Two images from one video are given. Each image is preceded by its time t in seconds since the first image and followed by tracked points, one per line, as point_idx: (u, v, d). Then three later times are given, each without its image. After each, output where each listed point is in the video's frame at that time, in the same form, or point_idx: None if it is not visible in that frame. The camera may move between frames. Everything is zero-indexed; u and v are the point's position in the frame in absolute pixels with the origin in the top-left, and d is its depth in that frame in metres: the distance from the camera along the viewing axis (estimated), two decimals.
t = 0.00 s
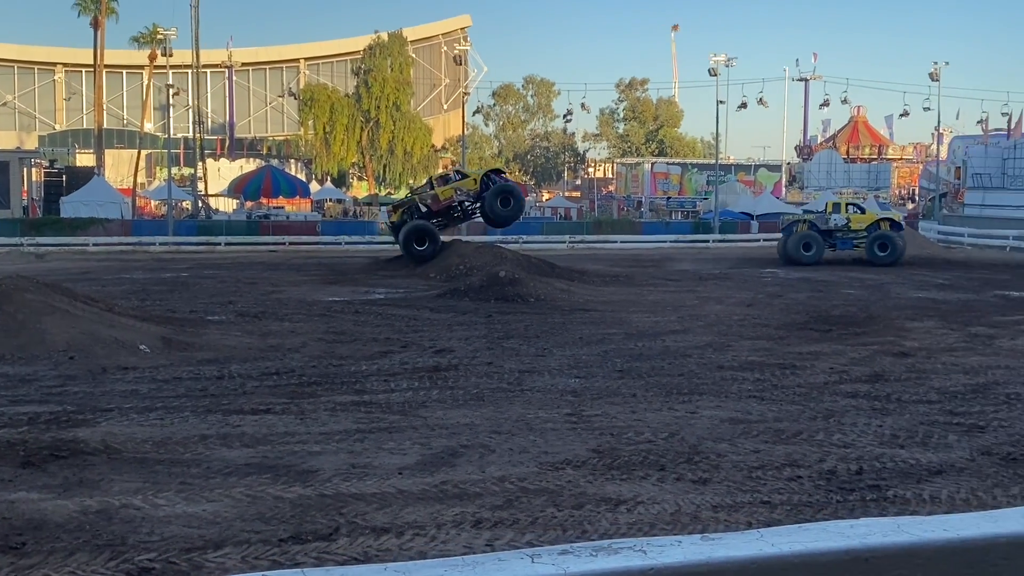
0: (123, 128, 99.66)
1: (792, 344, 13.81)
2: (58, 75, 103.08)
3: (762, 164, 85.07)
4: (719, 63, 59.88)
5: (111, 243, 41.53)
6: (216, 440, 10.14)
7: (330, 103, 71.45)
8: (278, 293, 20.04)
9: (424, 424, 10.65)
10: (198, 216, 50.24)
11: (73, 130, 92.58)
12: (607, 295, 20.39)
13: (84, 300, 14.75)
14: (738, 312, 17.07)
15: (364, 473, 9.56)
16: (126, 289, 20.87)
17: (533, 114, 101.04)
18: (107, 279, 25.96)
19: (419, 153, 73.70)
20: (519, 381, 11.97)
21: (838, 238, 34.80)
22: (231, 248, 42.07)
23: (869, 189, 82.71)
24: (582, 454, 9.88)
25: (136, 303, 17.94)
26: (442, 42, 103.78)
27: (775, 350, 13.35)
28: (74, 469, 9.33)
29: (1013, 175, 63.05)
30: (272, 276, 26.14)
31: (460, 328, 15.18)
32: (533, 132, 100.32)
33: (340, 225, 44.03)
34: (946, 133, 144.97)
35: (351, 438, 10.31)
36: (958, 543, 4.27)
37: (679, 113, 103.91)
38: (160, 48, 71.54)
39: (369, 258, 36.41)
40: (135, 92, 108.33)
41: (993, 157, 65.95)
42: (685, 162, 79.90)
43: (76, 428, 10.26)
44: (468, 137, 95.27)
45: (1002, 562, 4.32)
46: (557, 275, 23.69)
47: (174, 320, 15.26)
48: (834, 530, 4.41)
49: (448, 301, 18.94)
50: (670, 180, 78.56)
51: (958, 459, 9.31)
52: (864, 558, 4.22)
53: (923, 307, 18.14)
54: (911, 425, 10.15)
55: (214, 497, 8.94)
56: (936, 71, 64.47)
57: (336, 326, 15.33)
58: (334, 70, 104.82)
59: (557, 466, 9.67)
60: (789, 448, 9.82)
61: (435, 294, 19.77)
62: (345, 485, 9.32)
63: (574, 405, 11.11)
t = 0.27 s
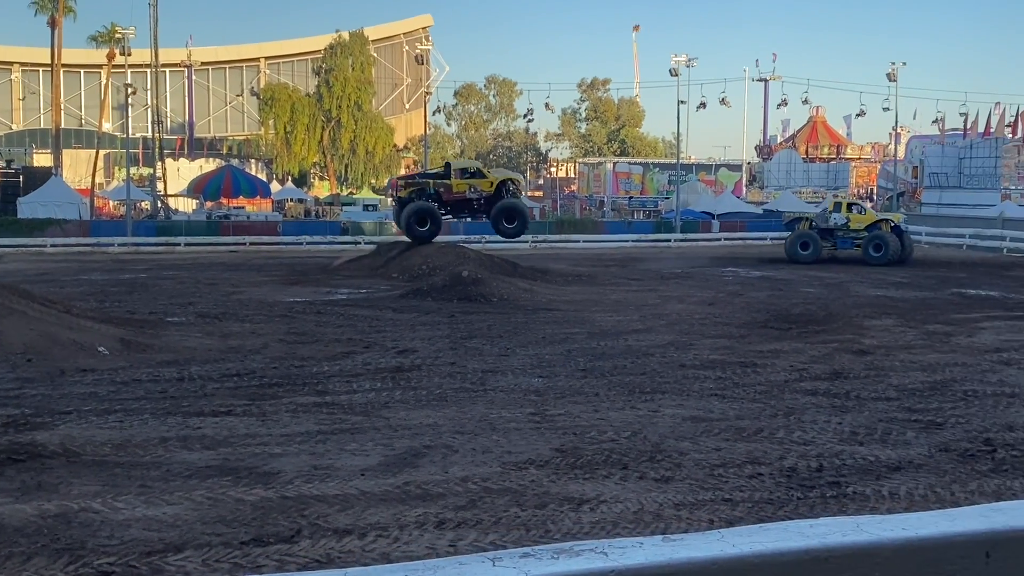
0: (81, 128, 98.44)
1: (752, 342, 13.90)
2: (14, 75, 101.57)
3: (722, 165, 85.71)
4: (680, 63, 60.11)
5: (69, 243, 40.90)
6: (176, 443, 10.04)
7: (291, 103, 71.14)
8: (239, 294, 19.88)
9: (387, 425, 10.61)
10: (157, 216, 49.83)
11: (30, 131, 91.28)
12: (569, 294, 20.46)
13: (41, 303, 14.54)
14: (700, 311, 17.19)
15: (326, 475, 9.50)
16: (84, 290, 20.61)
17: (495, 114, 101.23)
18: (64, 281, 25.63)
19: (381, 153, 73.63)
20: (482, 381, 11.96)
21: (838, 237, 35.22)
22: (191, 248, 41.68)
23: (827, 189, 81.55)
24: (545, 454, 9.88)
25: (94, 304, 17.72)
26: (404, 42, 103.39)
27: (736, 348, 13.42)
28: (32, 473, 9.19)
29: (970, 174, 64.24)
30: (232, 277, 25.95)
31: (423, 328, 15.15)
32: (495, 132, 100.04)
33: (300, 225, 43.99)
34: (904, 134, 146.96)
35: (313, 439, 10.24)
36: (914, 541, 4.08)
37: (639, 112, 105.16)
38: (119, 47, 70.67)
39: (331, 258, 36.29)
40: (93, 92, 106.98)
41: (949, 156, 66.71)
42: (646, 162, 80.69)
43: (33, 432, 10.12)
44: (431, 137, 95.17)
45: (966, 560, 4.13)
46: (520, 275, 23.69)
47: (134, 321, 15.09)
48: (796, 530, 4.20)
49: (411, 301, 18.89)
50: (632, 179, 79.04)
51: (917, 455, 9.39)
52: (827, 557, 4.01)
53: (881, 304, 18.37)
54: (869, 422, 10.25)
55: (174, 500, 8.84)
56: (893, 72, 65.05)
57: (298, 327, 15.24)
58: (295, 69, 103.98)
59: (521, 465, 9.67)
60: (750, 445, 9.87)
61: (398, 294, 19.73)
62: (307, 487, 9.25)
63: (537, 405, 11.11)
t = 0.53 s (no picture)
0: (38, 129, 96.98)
1: (714, 341, 13.95)
2: None
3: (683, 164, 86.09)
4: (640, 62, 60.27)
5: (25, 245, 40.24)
6: (135, 446, 9.93)
7: (251, 102, 70.81)
8: (198, 295, 19.67)
9: (348, 426, 10.56)
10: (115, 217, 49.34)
11: None
12: (532, 294, 20.49)
13: None
14: (662, 310, 17.26)
15: (287, 477, 9.42)
16: (40, 293, 20.31)
17: (457, 113, 101.21)
18: (18, 283, 25.22)
19: (342, 153, 73.44)
20: (445, 382, 11.93)
21: (835, 236, 35.36)
22: (151, 249, 41.22)
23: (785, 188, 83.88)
24: (508, 454, 9.86)
25: (51, 307, 17.45)
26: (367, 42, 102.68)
27: (697, 348, 13.49)
28: None
29: (927, 174, 65.01)
30: (191, 278, 25.71)
31: (385, 328, 15.10)
32: (457, 132, 99.93)
33: (261, 225, 43.86)
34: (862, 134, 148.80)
35: (274, 442, 10.17)
36: (876, 540, 4.15)
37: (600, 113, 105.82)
38: (77, 47, 69.66)
39: (293, 258, 36.06)
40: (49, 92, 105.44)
41: (906, 156, 66.67)
42: (608, 162, 81.58)
43: None
44: (393, 137, 94.97)
45: (922, 559, 4.19)
46: (482, 275, 23.63)
47: (92, 324, 14.90)
48: (755, 531, 4.28)
49: (373, 302, 18.80)
50: (593, 178, 80.17)
51: (876, 452, 9.48)
52: (784, 559, 4.06)
53: (841, 303, 18.53)
54: (829, 419, 10.33)
55: (134, 504, 8.72)
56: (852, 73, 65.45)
57: (258, 328, 15.13)
58: (255, 69, 102.83)
59: (483, 466, 9.64)
60: (712, 443, 9.92)
61: (360, 295, 19.66)
62: (269, 490, 9.16)
63: (500, 405, 11.10)
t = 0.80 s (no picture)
0: None
1: (677, 341, 14.01)
2: None
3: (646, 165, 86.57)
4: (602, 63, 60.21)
5: None
6: (94, 450, 9.82)
7: (211, 103, 70.03)
8: (159, 298, 19.49)
9: (311, 429, 10.50)
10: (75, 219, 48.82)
11: None
12: (494, 295, 20.52)
13: None
14: (624, 310, 17.32)
15: (249, 481, 9.34)
16: None
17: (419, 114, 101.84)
18: None
19: (303, 154, 73.11)
20: (408, 384, 11.90)
21: (829, 236, 35.18)
22: (110, 251, 40.75)
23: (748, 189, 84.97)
24: (471, 455, 9.84)
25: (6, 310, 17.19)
26: (328, 41, 102.26)
27: (660, 348, 13.54)
28: None
29: (884, 174, 66.91)
30: (151, 280, 25.46)
31: (347, 330, 15.04)
32: (419, 132, 100.64)
33: (221, 227, 43.74)
34: (821, 135, 150.61)
35: (235, 445, 10.09)
36: (836, 540, 4.02)
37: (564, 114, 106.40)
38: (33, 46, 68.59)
39: (254, 260, 35.82)
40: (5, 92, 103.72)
41: (865, 157, 68.84)
42: (571, 162, 82.22)
43: None
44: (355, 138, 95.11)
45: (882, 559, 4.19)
46: (444, 276, 23.64)
47: (49, 327, 14.70)
48: (715, 531, 4.12)
49: (336, 303, 18.72)
50: (556, 179, 80.34)
51: (836, 451, 9.55)
52: (746, 559, 3.92)
53: (802, 302, 18.71)
54: (791, 418, 10.40)
55: (93, 508, 8.60)
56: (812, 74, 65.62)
57: (219, 331, 15.01)
58: (215, 69, 101.90)
59: (447, 468, 9.61)
60: (674, 443, 9.95)
61: (322, 297, 19.58)
62: (230, 493, 9.07)
63: (463, 406, 11.09)
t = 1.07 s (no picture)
0: None
1: (642, 341, 14.04)
2: None
3: (612, 165, 86.67)
4: (570, 65, 60.47)
5: None
6: (55, 454, 9.69)
7: (172, 103, 68.85)
8: (120, 300, 19.28)
9: (274, 431, 10.43)
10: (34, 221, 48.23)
11: None
12: (460, 296, 20.50)
13: None
14: (590, 311, 17.34)
15: (212, 484, 9.24)
16: None
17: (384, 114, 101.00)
18: None
19: (267, 154, 72.02)
20: (373, 385, 11.84)
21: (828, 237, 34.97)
22: (70, 253, 40.23)
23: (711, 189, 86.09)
24: (436, 456, 9.80)
25: None
26: (292, 40, 101.15)
27: (625, 347, 13.55)
28: None
29: (849, 174, 67.03)
30: (111, 282, 25.16)
31: (311, 332, 14.95)
32: (384, 132, 99.37)
33: (183, 228, 43.34)
34: (784, 135, 151.59)
35: (199, 448, 10.00)
36: (798, 539, 4.14)
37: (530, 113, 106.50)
38: None
39: (217, 261, 35.49)
40: None
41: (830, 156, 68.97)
42: (536, 163, 82.61)
43: None
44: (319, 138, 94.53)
45: (845, 559, 4.22)
46: (409, 277, 23.60)
47: (7, 330, 14.48)
48: (682, 532, 4.23)
49: (299, 305, 18.63)
50: (521, 179, 81.02)
51: (800, 449, 9.59)
52: (708, 560, 4.03)
53: (765, 302, 18.81)
54: (755, 417, 10.44)
55: (53, 513, 8.48)
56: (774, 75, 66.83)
57: (181, 333, 14.86)
58: (177, 68, 100.51)
59: (412, 469, 9.57)
60: (640, 443, 9.96)
61: (285, 299, 19.45)
62: (193, 497, 8.96)
63: (429, 407, 11.05)
